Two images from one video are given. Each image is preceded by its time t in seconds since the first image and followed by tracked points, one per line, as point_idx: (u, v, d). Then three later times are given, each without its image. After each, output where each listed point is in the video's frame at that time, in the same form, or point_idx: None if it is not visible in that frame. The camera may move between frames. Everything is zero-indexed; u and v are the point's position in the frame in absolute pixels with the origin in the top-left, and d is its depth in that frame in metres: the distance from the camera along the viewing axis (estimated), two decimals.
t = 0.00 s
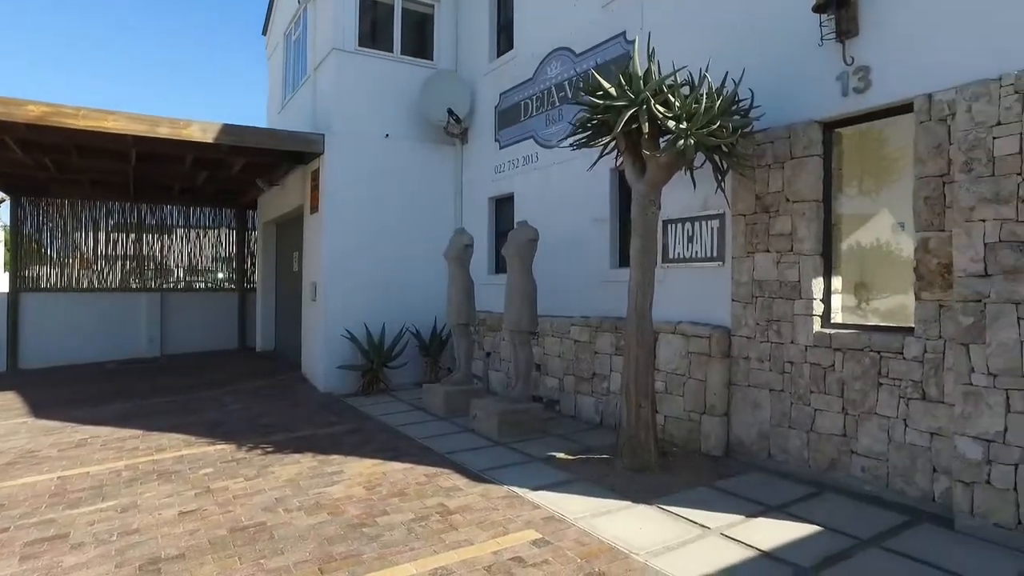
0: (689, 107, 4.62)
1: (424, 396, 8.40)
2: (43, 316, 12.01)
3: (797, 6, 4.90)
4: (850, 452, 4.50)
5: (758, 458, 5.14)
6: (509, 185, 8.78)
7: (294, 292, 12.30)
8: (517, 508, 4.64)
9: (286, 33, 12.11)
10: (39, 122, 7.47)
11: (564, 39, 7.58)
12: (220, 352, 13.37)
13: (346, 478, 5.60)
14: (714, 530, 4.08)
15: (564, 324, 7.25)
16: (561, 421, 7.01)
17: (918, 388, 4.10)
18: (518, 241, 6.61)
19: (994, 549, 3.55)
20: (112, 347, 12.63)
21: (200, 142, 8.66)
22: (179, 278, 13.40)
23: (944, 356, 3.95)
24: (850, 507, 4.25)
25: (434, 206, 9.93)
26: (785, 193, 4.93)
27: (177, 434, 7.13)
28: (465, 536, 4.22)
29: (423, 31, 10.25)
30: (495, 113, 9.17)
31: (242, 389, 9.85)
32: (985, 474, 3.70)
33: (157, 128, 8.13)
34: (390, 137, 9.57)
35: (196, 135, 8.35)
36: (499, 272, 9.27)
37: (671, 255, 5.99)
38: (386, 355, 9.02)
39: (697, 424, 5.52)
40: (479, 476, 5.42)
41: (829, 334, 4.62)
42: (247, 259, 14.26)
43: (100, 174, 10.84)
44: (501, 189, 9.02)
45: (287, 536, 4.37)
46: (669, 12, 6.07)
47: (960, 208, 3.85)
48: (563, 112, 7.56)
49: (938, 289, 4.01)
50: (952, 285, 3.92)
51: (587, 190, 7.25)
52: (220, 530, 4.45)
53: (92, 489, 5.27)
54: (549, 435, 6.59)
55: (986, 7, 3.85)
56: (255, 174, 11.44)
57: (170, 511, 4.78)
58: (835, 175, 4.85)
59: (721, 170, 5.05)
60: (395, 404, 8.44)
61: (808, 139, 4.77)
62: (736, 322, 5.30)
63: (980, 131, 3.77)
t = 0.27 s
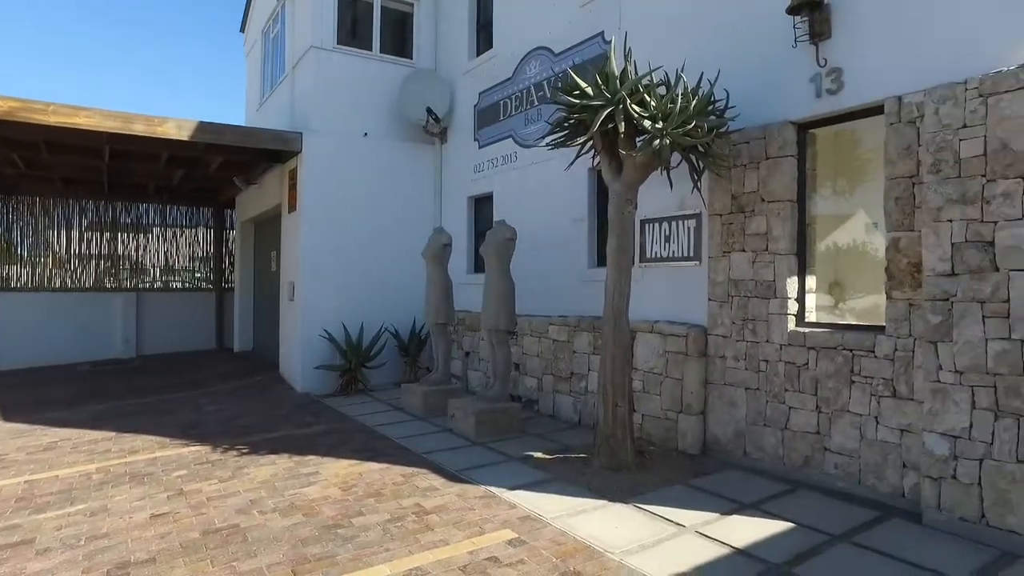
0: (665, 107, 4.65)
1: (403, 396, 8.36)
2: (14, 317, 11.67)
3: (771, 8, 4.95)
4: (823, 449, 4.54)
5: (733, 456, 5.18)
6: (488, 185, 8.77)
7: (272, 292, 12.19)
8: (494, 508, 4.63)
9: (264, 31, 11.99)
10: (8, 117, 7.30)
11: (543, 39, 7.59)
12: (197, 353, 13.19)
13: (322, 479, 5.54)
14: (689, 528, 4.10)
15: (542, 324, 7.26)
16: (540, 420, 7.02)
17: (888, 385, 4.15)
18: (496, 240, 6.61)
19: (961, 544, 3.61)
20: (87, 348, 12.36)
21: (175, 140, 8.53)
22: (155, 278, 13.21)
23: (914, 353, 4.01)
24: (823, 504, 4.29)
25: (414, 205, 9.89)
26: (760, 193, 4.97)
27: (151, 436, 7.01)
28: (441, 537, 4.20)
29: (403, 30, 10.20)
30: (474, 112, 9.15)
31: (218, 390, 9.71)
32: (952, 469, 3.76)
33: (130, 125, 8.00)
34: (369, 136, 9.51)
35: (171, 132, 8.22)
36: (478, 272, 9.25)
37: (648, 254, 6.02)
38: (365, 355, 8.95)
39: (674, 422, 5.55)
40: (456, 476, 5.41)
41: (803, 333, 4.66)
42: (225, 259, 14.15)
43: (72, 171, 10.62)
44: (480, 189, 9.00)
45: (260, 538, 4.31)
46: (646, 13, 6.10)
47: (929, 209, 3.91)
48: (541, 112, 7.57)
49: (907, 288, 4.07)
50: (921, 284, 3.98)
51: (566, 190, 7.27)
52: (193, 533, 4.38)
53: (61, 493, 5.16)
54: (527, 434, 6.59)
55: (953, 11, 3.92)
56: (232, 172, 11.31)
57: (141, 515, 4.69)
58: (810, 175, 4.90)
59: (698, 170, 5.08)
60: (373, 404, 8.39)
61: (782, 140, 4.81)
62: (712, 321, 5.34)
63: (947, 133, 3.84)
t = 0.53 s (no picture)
0: (643, 107, 4.68)
1: (383, 396, 8.31)
2: None
3: (749, 9, 4.98)
4: (799, 447, 4.58)
5: (712, 454, 5.21)
6: (469, 184, 8.75)
7: (252, 292, 12.06)
8: (472, 508, 4.62)
9: (243, 28, 11.87)
10: None
11: (523, 39, 7.58)
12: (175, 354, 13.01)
13: (300, 480, 5.49)
14: (667, 527, 4.12)
15: (523, 323, 7.27)
16: (520, 420, 7.02)
17: (862, 384, 4.19)
18: (475, 240, 6.59)
19: (932, 539, 3.66)
20: (62, 348, 12.14)
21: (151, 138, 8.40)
22: (132, 278, 13.01)
23: (887, 352, 4.05)
24: (798, 502, 4.33)
25: (395, 205, 9.85)
26: (737, 194, 5.01)
27: (126, 438, 6.90)
28: (418, 538, 4.18)
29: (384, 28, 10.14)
30: (455, 112, 9.12)
31: (196, 391, 9.59)
32: (923, 466, 3.81)
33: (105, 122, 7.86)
34: (349, 135, 9.44)
35: (147, 130, 8.10)
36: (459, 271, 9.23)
37: (627, 254, 6.04)
38: (345, 355, 8.89)
39: (653, 422, 5.57)
40: (435, 476, 5.39)
41: (780, 333, 4.69)
42: (205, 258, 13.95)
43: (46, 169, 10.43)
44: (461, 188, 8.98)
45: (235, 541, 4.26)
46: (625, 13, 6.12)
47: (902, 209, 3.95)
48: (522, 111, 7.57)
49: (881, 287, 4.12)
50: (894, 283, 4.02)
51: (546, 190, 7.27)
52: (166, 536, 4.31)
53: (31, 497, 5.06)
54: (507, 434, 6.58)
55: (924, 14, 3.97)
56: (211, 170, 11.17)
57: (113, 519, 4.61)
58: (786, 176, 4.94)
59: (676, 170, 5.10)
60: (353, 405, 8.33)
61: (760, 140, 4.85)
62: (690, 321, 5.37)
63: (919, 135, 3.89)
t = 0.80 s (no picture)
0: (618, 106, 4.71)
1: (360, 396, 8.25)
2: None
3: (722, 10, 5.02)
4: (773, 444, 4.62)
5: (687, 452, 5.24)
6: (447, 183, 8.71)
7: (228, 291, 11.89)
8: (447, 508, 4.60)
9: (218, 24, 11.71)
10: None
11: (501, 38, 7.57)
12: (150, 354, 12.78)
13: (273, 481, 5.42)
14: (641, 525, 4.13)
15: (500, 323, 7.26)
16: (497, 419, 7.01)
17: (833, 381, 4.24)
18: (452, 239, 6.57)
19: (900, 534, 3.71)
20: (31, 349, 11.87)
21: (123, 134, 8.24)
22: (105, 277, 12.77)
23: (858, 350, 4.09)
24: (772, 498, 4.36)
25: (372, 203, 9.79)
26: (712, 193, 5.04)
27: (96, 440, 6.77)
28: (392, 538, 4.15)
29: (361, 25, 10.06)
30: (433, 110, 9.08)
31: (170, 392, 9.43)
32: (893, 462, 3.86)
33: (75, 118, 7.70)
34: (326, 133, 9.35)
35: (118, 126, 7.95)
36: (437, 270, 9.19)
37: (604, 253, 6.06)
38: (321, 355, 8.80)
39: (629, 420, 5.59)
40: (410, 477, 5.36)
41: (754, 331, 4.72)
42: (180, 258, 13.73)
43: (15, 166, 10.20)
44: (438, 187, 8.94)
45: (206, 543, 4.19)
46: (602, 13, 6.13)
47: (872, 209, 4.00)
48: (499, 110, 7.55)
49: (852, 286, 4.16)
50: (865, 282, 4.07)
51: (523, 189, 7.26)
52: (134, 540, 4.23)
53: None
54: (484, 433, 6.57)
55: (893, 16, 4.03)
56: (185, 168, 11.00)
57: (80, 523, 4.52)
58: (760, 175, 4.97)
59: (652, 169, 5.12)
60: (330, 405, 8.26)
61: (734, 140, 4.88)
62: (666, 319, 5.39)
63: (888, 136, 3.94)
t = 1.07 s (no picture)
0: (593, 105, 4.73)
1: (336, 396, 8.18)
2: None
3: (697, 11, 5.05)
4: (746, 442, 4.66)
5: (662, 450, 5.26)
6: (424, 182, 8.66)
7: (202, 291, 11.72)
8: (421, 508, 4.58)
9: (192, 19, 11.52)
10: None
11: (477, 36, 7.55)
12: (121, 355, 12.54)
13: (246, 483, 5.34)
14: (615, 523, 4.14)
15: (476, 322, 7.26)
16: (473, 419, 7.01)
17: (805, 379, 4.28)
18: (428, 238, 6.58)
19: (868, 529, 3.76)
20: None
21: (93, 130, 8.08)
22: (75, 277, 12.50)
23: (829, 348, 4.13)
24: (744, 495, 4.40)
25: (349, 202, 9.71)
26: (686, 192, 5.07)
27: (63, 444, 6.61)
28: (365, 539, 4.11)
29: (338, 22, 9.96)
30: (410, 109, 9.03)
31: (142, 393, 9.26)
32: (861, 458, 3.92)
33: (42, 113, 7.53)
34: (302, 131, 9.26)
35: (87, 122, 7.78)
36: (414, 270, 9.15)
37: (579, 252, 6.07)
38: (297, 355, 8.70)
39: (604, 419, 5.61)
40: (385, 477, 5.32)
41: (727, 329, 4.75)
42: (154, 257, 13.49)
43: None
44: (415, 185, 8.89)
45: (175, 547, 4.11)
46: (577, 12, 6.14)
47: (842, 209, 4.05)
48: (476, 109, 7.54)
49: (823, 285, 4.19)
50: (836, 281, 4.10)
51: (499, 188, 7.26)
52: (100, 545, 4.14)
53: None
54: (459, 433, 6.57)
55: (862, 19, 4.09)
56: (158, 166, 10.81)
57: (44, 528, 4.41)
58: (733, 174, 5.01)
59: (626, 168, 5.14)
60: (305, 405, 8.18)
61: (708, 140, 4.92)
62: (641, 318, 5.41)
63: (857, 137, 3.99)
